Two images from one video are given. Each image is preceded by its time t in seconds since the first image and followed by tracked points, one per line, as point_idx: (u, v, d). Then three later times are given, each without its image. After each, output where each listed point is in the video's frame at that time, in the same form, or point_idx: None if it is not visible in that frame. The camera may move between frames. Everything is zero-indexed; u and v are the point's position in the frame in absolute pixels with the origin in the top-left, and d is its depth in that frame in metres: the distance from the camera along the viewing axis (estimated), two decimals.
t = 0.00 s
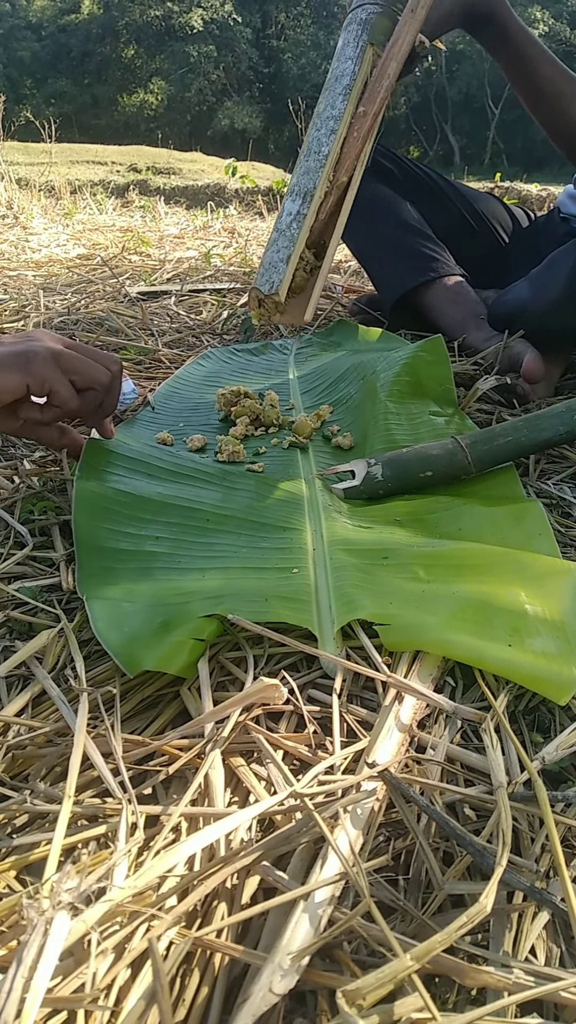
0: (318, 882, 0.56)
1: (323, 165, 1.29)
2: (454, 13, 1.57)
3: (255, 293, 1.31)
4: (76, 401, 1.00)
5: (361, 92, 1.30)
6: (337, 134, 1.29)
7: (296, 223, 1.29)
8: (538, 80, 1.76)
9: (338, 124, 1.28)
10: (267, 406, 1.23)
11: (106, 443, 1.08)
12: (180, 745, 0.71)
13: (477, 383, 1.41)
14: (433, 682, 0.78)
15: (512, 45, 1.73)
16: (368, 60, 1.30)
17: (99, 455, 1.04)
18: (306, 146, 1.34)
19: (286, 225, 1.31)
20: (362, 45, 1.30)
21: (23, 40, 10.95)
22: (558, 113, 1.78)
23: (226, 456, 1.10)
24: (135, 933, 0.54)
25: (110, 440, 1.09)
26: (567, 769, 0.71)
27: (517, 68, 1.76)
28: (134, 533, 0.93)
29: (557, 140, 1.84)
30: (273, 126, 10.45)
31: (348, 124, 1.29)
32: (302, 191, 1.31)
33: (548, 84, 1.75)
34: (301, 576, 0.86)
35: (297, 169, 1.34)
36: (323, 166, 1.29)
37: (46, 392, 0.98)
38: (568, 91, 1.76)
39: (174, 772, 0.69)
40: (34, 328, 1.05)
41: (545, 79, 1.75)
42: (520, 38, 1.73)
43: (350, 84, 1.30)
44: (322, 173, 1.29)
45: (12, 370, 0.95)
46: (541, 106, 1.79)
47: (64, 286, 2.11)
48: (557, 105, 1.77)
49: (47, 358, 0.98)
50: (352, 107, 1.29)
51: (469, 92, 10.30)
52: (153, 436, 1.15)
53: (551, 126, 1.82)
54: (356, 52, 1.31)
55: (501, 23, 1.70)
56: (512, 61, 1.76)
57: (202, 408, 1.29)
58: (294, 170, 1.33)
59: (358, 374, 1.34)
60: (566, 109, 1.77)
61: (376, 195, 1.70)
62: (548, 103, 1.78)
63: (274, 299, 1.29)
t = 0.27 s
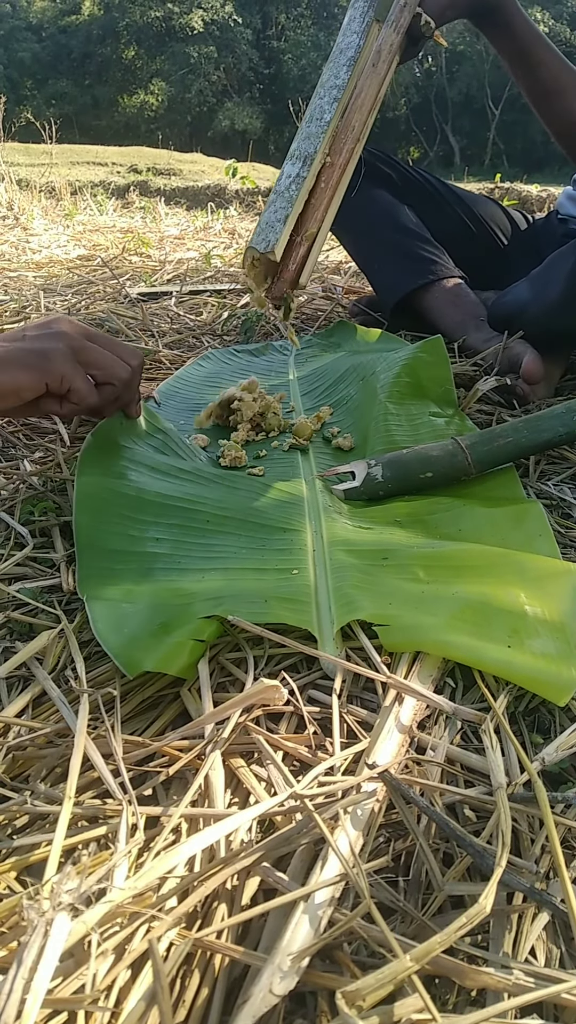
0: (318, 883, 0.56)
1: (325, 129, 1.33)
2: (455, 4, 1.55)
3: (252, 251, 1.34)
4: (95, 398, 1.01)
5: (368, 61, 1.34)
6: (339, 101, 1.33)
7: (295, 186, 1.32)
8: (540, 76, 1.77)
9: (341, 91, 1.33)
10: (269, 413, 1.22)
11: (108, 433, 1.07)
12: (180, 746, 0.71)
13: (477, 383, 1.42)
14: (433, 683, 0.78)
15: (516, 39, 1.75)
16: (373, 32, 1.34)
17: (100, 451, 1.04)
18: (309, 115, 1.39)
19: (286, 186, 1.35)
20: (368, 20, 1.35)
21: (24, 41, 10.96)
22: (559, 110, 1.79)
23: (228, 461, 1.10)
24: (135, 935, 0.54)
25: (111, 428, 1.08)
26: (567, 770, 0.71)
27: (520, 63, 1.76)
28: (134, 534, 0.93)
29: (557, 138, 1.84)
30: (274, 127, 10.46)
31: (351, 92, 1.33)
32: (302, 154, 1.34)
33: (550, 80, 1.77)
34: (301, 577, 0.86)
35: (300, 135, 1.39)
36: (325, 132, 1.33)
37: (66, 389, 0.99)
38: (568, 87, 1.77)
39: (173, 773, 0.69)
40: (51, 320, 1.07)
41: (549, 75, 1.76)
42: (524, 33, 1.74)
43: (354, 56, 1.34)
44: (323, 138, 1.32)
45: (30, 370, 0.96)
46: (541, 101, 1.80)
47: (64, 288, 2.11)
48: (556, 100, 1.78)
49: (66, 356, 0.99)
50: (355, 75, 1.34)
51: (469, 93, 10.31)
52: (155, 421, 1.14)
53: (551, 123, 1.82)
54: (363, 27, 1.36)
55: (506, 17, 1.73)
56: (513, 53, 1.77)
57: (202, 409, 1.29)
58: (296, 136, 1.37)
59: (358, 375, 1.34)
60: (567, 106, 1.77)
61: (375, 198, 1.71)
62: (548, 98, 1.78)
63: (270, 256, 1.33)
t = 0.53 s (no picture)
0: (318, 884, 0.56)
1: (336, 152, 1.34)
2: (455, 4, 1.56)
3: (268, 280, 1.29)
4: (123, 373, 1.01)
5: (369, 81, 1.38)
6: (347, 122, 1.36)
7: (308, 209, 1.32)
8: (536, 82, 1.77)
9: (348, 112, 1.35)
10: (268, 413, 1.22)
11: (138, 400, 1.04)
12: (180, 746, 0.71)
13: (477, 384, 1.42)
14: (433, 684, 0.78)
15: (511, 45, 1.74)
16: (376, 49, 1.40)
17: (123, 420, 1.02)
18: (315, 137, 1.39)
19: (298, 210, 1.33)
20: (369, 39, 1.40)
21: (24, 41, 10.96)
22: (557, 114, 1.79)
23: (232, 458, 1.11)
24: (135, 935, 0.54)
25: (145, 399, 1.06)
26: (567, 771, 0.71)
27: (516, 69, 1.76)
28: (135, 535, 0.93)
29: (556, 142, 1.85)
30: (274, 127, 10.46)
31: (357, 110, 1.37)
32: (313, 177, 1.34)
33: (546, 85, 1.77)
34: (302, 577, 0.86)
35: (307, 160, 1.39)
36: (335, 154, 1.35)
37: (92, 365, 0.99)
38: (566, 92, 1.77)
39: (173, 773, 0.69)
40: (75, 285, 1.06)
41: (544, 80, 1.76)
42: (520, 39, 1.74)
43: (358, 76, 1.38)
44: (333, 158, 1.34)
45: (53, 346, 0.97)
46: (538, 107, 1.80)
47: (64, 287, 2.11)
48: (554, 106, 1.78)
49: (89, 331, 0.99)
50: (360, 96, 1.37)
51: (469, 93, 10.31)
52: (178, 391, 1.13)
53: (549, 127, 1.82)
54: (364, 46, 1.40)
55: (501, 23, 1.72)
56: (509, 60, 1.76)
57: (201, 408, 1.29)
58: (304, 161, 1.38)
59: (358, 375, 1.34)
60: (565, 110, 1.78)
61: (374, 199, 1.72)
62: (546, 104, 1.79)
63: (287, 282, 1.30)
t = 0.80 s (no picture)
0: (318, 883, 0.56)
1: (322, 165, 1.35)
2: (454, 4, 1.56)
3: (258, 290, 1.34)
4: (97, 412, 1.01)
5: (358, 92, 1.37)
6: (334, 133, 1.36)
7: (296, 222, 1.34)
8: (530, 84, 1.76)
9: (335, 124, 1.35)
10: (267, 414, 1.22)
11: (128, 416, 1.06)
12: (180, 746, 0.71)
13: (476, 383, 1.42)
14: (434, 683, 0.78)
15: (504, 47, 1.74)
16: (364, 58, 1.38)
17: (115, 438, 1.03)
18: (306, 150, 1.41)
19: (286, 223, 1.36)
20: (358, 50, 1.39)
21: (24, 41, 10.96)
22: (553, 118, 1.79)
23: (229, 463, 1.10)
24: (135, 935, 0.54)
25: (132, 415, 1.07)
26: (567, 770, 0.71)
27: (511, 72, 1.77)
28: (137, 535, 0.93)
29: (554, 148, 1.84)
30: (274, 127, 10.45)
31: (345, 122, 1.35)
32: (301, 189, 1.36)
33: (541, 88, 1.76)
34: (304, 577, 0.86)
35: (297, 170, 1.41)
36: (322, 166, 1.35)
37: (65, 404, 0.99)
38: (561, 96, 1.77)
39: (174, 773, 0.69)
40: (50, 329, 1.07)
41: (539, 83, 1.76)
42: (513, 42, 1.74)
43: (346, 89, 1.38)
44: (320, 172, 1.35)
45: (28, 385, 0.97)
46: (535, 113, 1.80)
47: (64, 287, 2.11)
48: (551, 109, 1.78)
49: (62, 371, 0.99)
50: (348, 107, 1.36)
51: (469, 93, 10.31)
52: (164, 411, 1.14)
53: (546, 131, 1.82)
54: (354, 57, 1.40)
55: (494, 26, 1.73)
56: (504, 66, 1.77)
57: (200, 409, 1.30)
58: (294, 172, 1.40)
59: (357, 376, 1.34)
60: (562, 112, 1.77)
61: (374, 201, 1.72)
62: (542, 109, 1.78)
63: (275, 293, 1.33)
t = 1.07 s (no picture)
0: (318, 881, 0.56)
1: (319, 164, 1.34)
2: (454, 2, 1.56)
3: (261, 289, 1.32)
4: (89, 401, 1.03)
5: (353, 90, 1.36)
6: (331, 132, 1.34)
7: (296, 221, 1.32)
8: (518, 77, 1.77)
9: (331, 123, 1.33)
10: (266, 412, 1.22)
11: (112, 417, 1.06)
12: (180, 743, 0.71)
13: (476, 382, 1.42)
14: (434, 681, 0.78)
15: (489, 42, 1.77)
16: (358, 57, 1.37)
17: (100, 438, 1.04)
18: (303, 150, 1.39)
19: (286, 222, 1.35)
20: (350, 50, 1.38)
21: (23, 39, 10.94)
22: (545, 113, 1.79)
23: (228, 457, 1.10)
24: (135, 932, 0.54)
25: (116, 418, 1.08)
26: (567, 768, 0.71)
27: (497, 67, 1.78)
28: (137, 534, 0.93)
29: (550, 145, 1.84)
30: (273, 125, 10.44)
31: (341, 121, 1.34)
32: (300, 188, 1.35)
33: (527, 82, 1.77)
34: (304, 576, 0.86)
35: (294, 170, 1.40)
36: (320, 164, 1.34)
37: (57, 397, 1.02)
38: (550, 91, 1.77)
39: (174, 770, 0.69)
40: (36, 316, 1.08)
41: (528, 78, 1.77)
42: (500, 39, 1.77)
43: (340, 88, 1.36)
44: (318, 170, 1.33)
45: (19, 384, 0.99)
46: (526, 109, 1.80)
47: (64, 286, 2.11)
48: (542, 105, 1.78)
49: (51, 367, 1.00)
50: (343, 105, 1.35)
51: (469, 92, 10.31)
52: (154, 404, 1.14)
53: (540, 128, 1.82)
54: (346, 57, 1.39)
55: (479, 22, 1.75)
56: (493, 63, 1.79)
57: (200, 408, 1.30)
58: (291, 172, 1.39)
59: (356, 374, 1.34)
60: (549, 105, 1.77)
61: (373, 199, 1.72)
62: (534, 104, 1.79)
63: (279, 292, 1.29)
